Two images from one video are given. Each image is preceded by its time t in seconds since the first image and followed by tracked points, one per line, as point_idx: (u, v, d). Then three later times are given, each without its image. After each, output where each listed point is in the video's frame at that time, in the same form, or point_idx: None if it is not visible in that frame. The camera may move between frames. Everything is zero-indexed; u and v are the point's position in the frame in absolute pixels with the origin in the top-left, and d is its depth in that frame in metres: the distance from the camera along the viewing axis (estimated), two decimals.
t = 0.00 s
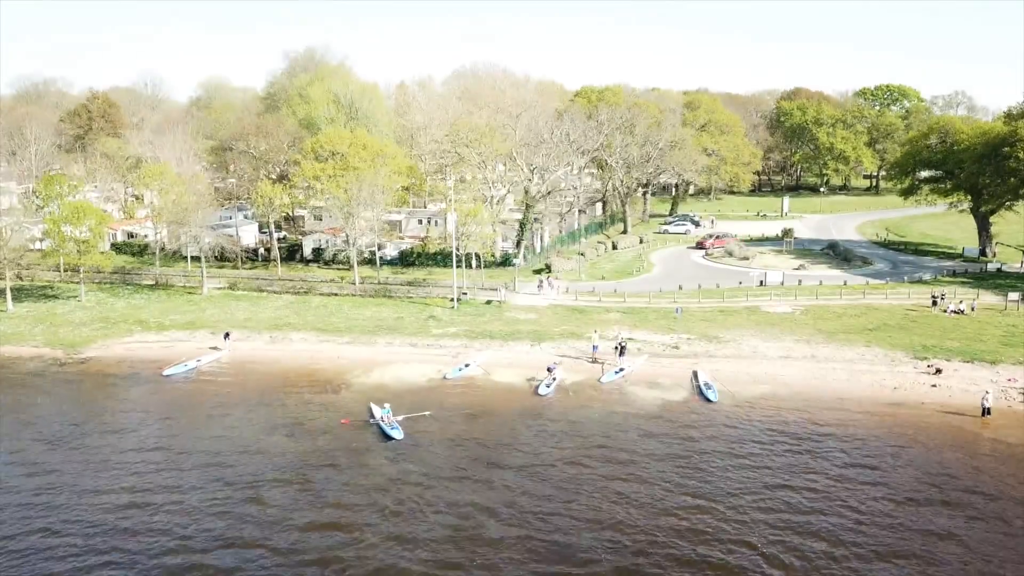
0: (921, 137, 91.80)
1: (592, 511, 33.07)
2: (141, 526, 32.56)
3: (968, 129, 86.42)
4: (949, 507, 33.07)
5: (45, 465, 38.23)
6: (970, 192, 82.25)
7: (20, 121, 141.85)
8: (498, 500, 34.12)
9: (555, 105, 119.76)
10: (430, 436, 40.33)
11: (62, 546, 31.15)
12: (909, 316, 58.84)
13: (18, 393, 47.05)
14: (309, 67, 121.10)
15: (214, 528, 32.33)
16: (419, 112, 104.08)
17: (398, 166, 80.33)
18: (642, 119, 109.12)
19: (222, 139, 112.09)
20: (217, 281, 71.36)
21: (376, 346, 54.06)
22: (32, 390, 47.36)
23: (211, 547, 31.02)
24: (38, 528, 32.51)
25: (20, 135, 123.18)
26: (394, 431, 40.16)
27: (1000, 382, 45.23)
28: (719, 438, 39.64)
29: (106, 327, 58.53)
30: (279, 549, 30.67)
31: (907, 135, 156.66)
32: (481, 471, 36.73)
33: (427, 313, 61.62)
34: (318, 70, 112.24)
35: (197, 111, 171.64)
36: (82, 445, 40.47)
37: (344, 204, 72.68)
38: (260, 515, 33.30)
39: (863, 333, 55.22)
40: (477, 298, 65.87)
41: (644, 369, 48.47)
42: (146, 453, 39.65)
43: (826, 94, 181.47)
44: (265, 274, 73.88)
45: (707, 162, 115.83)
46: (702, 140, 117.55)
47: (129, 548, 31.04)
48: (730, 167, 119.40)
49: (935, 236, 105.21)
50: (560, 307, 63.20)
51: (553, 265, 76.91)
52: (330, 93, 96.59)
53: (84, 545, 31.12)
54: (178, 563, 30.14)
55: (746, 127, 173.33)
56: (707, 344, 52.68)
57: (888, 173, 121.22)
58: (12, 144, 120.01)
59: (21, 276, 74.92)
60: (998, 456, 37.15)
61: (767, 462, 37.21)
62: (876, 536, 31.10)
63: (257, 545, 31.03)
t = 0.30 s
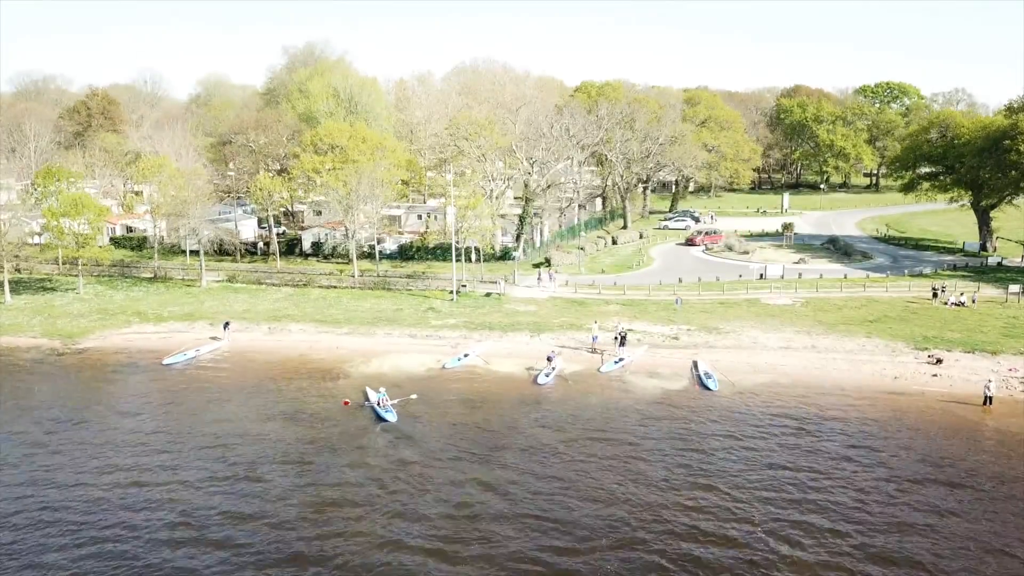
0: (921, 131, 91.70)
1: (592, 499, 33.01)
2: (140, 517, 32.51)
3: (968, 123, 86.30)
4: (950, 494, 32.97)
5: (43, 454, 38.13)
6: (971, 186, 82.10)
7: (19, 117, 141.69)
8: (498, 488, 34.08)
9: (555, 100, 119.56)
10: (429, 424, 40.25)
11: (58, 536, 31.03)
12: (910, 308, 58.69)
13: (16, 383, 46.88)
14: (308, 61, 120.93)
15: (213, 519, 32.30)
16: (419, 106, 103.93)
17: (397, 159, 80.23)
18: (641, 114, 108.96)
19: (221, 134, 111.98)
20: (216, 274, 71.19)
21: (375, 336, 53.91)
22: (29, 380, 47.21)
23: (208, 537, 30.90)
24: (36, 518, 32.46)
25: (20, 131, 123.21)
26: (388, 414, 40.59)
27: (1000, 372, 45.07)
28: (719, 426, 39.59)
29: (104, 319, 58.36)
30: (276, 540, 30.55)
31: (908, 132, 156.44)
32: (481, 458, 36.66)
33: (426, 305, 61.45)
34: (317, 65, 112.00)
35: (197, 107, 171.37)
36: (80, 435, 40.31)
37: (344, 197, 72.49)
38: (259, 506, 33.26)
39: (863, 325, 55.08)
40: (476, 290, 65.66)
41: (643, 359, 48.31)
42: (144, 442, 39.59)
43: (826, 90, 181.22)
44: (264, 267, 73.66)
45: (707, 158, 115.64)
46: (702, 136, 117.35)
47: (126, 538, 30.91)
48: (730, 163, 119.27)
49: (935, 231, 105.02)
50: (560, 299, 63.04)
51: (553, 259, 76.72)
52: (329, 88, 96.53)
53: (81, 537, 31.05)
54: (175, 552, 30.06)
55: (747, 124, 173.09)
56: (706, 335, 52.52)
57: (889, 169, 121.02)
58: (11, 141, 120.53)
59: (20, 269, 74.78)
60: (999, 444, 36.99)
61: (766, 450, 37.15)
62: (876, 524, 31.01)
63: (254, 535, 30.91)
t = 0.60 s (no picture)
0: (920, 131, 91.77)
1: (591, 495, 32.97)
2: (139, 516, 32.52)
3: (968, 122, 86.26)
4: (949, 491, 32.92)
5: (41, 455, 38.02)
6: (970, 186, 82.10)
7: (18, 117, 141.59)
8: (497, 485, 34.05)
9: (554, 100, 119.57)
10: (429, 423, 40.24)
11: (57, 536, 30.98)
12: (909, 308, 58.71)
13: (14, 382, 46.83)
14: (308, 62, 120.90)
15: (213, 517, 32.29)
16: (418, 106, 103.95)
17: (396, 159, 80.20)
18: (641, 114, 108.98)
19: (221, 134, 111.94)
20: (215, 274, 71.14)
21: (374, 336, 53.92)
22: (28, 379, 47.19)
23: (205, 536, 30.82)
24: (36, 517, 32.47)
25: (18, 131, 123.06)
26: (382, 410, 41.26)
27: (1000, 372, 45.08)
28: (718, 424, 39.58)
29: (103, 318, 58.34)
30: (275, 538, 30.48)
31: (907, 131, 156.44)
32: (480, 456, 36.65)
33: (426, 305, 61.43)
34: (317, 65, 112.07)
35: (196, 107, 171.31)
36: (78, 435, 40.24)
37: (343, 197, 72.59)
38: (258, 504, 33.25)
39: (863, 324, 55.10)
40: (476, 290, 65.61)
41: (643, 358, 48.29)
42: (143, 441, 39.60)
43: (825, 90, 181.24)
44: (263, 266, 73.62)
45: (707, 157, 115.63)
46: (701, 135, 117.23)
47: (124, 538, 30.84)
48: (729, 162, 119.31)
49: (934, 231, 104.98)
50: (559, 299, 63.03)
51: (553, 258, 76.65)
52: (328, 88, 96.60)
53: (80, 535, 31.05)
54: (172, 550, 29.98)
55: (746, 124, 173.10)
56: (706, 335, 52.50)
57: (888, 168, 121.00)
58: (10, 141, 120.20)
59: (19, 269, 74.75)
60: (999, 442, 36.99)
61: (766, 448, 37.12)
62: (875, 520, 30.95)
63: (252, 535, 30.82)
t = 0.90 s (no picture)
0: (920, 127, 91.69)
1: (589, 496, 33.03)
2: (139, 515, 32.58)
3: (967, 120, 86.13)
4: (947, 491, 32.92)
5: (41, 453, 38.10)
6: (970, 183, 82.13)
7: (17, 114, 141.45)
8: (496, 485, 34.10)
9: (554, 97, 119.51)
10: (428, 421, 40.26)
11: (57, 536, 31.06)
12: (908, 305, 58.75)
13: (14, 380, 46.87)
14: (307, 59, 120.86)
15: (212, 517, 32.37)
16: (417, 104, 103.90)
17: (395, 157, 80.17)
18: (640, 112, 108.92)
19: (220, 132, 111.85)
20: (214, 272, 71.13)
21: (374, 333, 53.94)
22: (27, 377, 47.22)
23: (205, 537, 30.92)
24: (36, 515, 32.53)
25: (17, 129, 123.05)
26: (375, 403, 41.99)
27: (999, 369, 45.13)
28: (717, 424, 39.60)
29: (102, 316, 58.36)
30: (274, 538, 30.57)
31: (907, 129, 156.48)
32: (479, 455, 36.70)
33: (425, 303, 61.46)
34: (316, 62, 112.08)
35: (196, 105, 171.24)
36: (77, 433, 40.30)
37: (342, 195, 72.60)
38: (258, 503, 33.33)
39: (862, 321, 55.15)
40: (475, 288, 65.59)
41: (642, 355, 48.32)
42: (142, 439, 39.66)
43: (825, 88, 181.18)
44: (263, 265, 73.64)
45: (707, 155, 115.56)
46: (700, 133, 116.74)
47: (124, 538, 30.93)
48: (729, 160, 119.30)
49: (934, 228, 105.02)
50: (559, 296, 63.05)
51: (553, 256, 76.64)
52: (328, 85, 96.49)
53: (79, 535, 31.12)
54: (172, 550, 30.07)
55: (746, 121, 173.05)
56: (705, 332, 52.52)
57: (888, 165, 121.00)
58: (9, 139, 120.19)
59: (18, 267, 74.73)
60: (999, 439, 37.04)
61: (764, 448, 37.15)
62: (872, 521, 30.98)
63: (251, 535, 30.93)
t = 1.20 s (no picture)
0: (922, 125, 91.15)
1: (591, 495, 32.73)
2: (136, 513, 32.27)
3: (969, 117, 85.58)
4: (951, 490, 32.57)
5: (37, 453, 37.74)
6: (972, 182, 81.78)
7: (16, 114, 141.12)
8: (496, 483, 33.76)
9: (554, 96, 119.14)
10: (428, 420, 39.91)
11: (52, 535, 30.73)
12: (911, 304, 58.39)
13: (11, 379, 46.54)
14: (307, 58, 120.46)
15: (210, 515, 32.06)
16: (416, 102, 103.51)
17: (395, 155, 79.75)
18: (641, 110, 108.50)
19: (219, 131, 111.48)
20: (213, 271, 70.73)
21: (373, 333, 53.56)
22: (24, 376, 46.89)
23: (201, 536, 30.57)
24: (32, 515, 32.22)
25: (16, 129, 122.70)
26: (370, 397, 42.13)
27: (1003, 368, 44.78)
28: (720, 423, 39.18)
29: (100, 315, 58.03)
30: (272, 537, 30.22)
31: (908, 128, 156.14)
32: (479, 454, 36.39)
33: (425, 302, 61.11)
34: (316, 60, 111.69)
35: (195, 104, 170.97)
36: (74, 432, 39.95)
37: (341, 194, 72.18)
38: (255, 502, 33.01)
39: (864, 320, 54.80)
40: (475, 287, 65.24)
41: (643, 355, 47.95)
42: (139, 439, 39.24)
43: (826, 87, 180.78)
44: (262, 264, 73.27)
45: (708, 153, 115.15)
46: (702, 132, 115.16)
47: (119, 537, 30.59)
48: (729, 159, 118.89)
49: (935, 227, 104.67)
50: (559, 295, 62.71)
51: (553, 255, 76.25)
52: (327, 83, 96.04)
53: (77, 534, 30.82)
54: (168, 549, 29.73)
55: (746, 120, 172.72)
56: (706, 331, 52.15)
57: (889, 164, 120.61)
58: (7, 138, 119.90)
59: (16, 266, 74.40)
60: (1004, 439, 36.70)
61: (766, 447, 36.78)
62: (875, 519, 30.67)
63: (248, 534, 30.58)
